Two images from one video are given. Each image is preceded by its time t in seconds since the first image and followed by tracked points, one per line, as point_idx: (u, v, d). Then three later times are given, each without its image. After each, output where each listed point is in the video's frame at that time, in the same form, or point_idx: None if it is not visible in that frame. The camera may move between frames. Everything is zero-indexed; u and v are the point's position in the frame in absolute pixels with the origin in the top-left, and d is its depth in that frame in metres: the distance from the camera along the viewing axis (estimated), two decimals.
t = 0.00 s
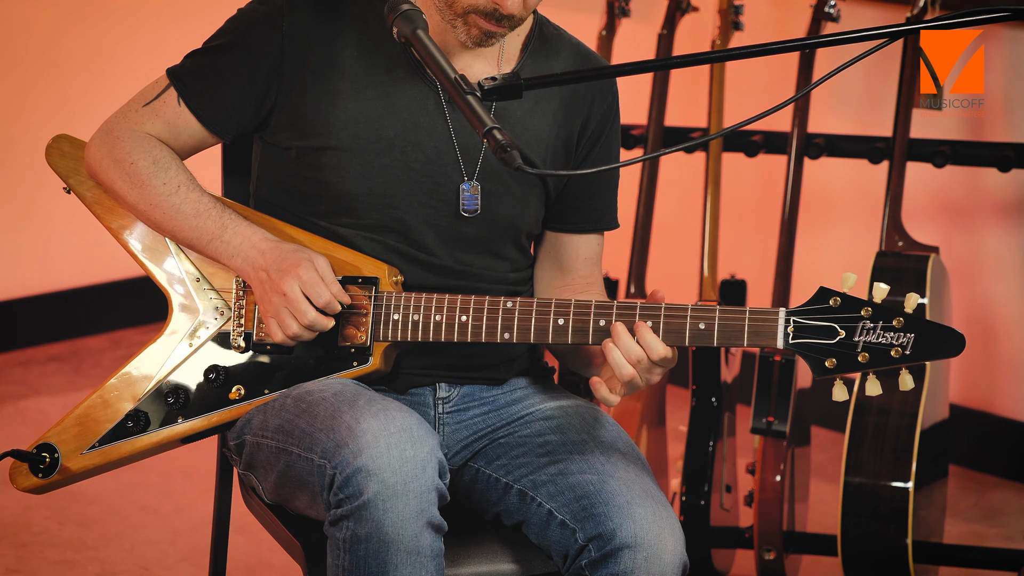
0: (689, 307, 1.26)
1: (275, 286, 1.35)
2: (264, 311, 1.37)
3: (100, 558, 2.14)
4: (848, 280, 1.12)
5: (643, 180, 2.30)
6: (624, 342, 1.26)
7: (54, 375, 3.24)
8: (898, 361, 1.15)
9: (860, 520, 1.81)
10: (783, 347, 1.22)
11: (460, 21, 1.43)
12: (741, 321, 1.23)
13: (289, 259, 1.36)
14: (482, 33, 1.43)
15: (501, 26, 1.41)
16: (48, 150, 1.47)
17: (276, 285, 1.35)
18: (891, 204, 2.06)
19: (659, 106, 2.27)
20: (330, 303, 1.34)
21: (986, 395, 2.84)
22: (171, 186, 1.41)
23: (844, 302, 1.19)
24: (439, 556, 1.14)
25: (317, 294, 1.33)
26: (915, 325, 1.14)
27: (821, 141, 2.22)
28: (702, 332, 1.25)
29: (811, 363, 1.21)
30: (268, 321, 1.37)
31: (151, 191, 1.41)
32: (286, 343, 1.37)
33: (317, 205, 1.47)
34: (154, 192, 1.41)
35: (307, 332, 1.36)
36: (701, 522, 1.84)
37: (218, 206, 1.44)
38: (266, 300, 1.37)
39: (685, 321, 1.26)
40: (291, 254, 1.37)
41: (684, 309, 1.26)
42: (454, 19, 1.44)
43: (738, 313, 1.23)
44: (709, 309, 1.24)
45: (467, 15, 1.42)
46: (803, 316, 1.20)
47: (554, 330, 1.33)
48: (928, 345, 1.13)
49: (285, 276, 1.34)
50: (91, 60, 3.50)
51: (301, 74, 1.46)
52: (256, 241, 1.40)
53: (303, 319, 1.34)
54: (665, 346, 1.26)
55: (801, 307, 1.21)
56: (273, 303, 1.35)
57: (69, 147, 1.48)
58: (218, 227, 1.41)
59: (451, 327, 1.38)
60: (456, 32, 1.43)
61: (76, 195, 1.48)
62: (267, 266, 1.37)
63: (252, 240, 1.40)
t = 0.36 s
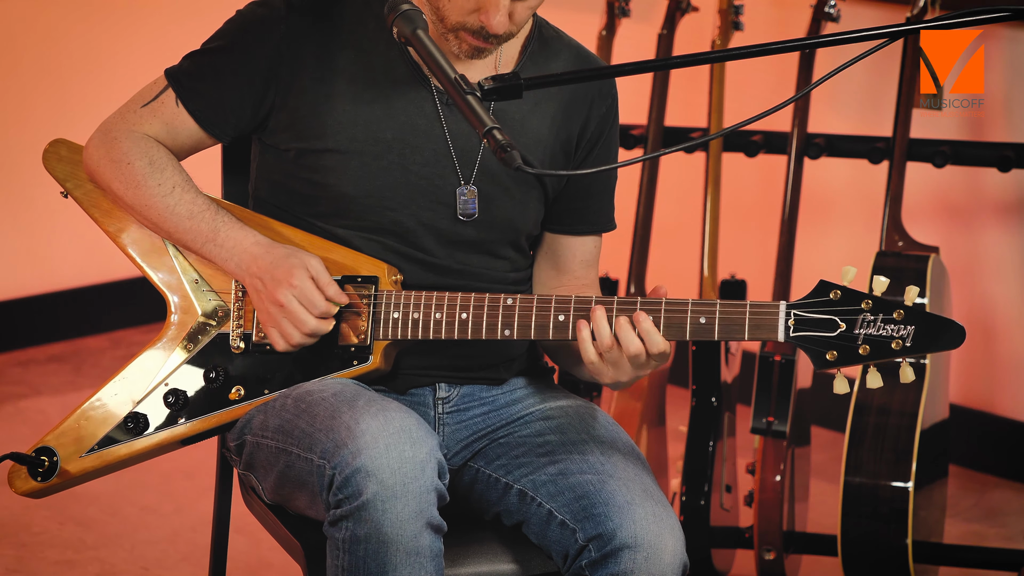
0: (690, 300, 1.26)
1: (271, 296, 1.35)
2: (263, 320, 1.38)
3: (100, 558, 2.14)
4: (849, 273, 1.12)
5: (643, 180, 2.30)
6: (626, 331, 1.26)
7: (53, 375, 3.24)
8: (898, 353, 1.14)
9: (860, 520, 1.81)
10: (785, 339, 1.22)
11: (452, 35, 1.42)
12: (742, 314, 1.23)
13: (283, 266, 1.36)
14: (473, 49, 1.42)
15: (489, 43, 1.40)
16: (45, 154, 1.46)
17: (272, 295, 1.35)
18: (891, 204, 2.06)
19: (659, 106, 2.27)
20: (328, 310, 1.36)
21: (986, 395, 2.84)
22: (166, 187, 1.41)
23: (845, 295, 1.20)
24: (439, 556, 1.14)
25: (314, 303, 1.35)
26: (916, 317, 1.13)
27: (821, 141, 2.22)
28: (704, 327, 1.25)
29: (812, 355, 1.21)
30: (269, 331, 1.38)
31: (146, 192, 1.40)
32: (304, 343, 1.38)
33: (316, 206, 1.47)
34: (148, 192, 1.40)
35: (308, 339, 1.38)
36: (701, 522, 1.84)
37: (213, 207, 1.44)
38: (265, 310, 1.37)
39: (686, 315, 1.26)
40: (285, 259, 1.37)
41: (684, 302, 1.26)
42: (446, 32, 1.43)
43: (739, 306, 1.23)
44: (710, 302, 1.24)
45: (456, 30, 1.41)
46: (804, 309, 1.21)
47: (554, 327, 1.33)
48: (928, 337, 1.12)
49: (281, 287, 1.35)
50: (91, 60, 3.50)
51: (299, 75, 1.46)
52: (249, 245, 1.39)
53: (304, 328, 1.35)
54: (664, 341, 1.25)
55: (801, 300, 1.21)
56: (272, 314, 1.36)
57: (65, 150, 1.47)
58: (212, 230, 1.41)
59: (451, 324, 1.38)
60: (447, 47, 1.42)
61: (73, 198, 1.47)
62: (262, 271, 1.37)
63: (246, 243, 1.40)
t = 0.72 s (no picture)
0: (691, 306, 1.26)
1: (273, 287, 1.35)
2: (265, 314, 1.37)
3: (100, 558, 2.14)
4: (849, 280, 1.12)
5: (642, 180, 2.30)
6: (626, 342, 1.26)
7: (53, 375, 3.24)
8: (898, 360, 1.17)
9: (860, 520, 1.81)
10: (784, 346, 1.22)
11: (465, 43, 1.42)
12: (742, 321, 1.23)
13: (286, 260, 1.36)
14: (488, 53, 1.42)
15: (504, 46, 1.39)
16: (44, 150, 1.46)
17: (274, 286, 1.35)
18: (891, 204, 2.06)
19: (659, 106, 2.27)
20: (331, 303, 1.35)
21: (986, 395, 2.84)
22: (166, 187, 1.41)
23: (844, 301, 1.20)
24: (439, 556, 1.14)
25: (317, 295, 1.34)
26: (915, 324, 1.16)
27: (821, 141, 2.22)
28: (703, 332, 1.25)
29: (811, 362, 1.22)
30: (270, 324, 1.37)
31: (146, 193, 1.41)
32: (305, 337, 1.37)
33: (315, 208, 1.47)
34: (149, 193, 1.41)
35: (309, 333, 1.36)
36: (701, 522, 1.84)
37: (214, 207, 1.44)
38: (267, 304, 1.36)
39: (686, 320, 1.25)
40: (290, 254, 1.37)
41: (684, 308, 1.26)
42: (458, 41, 1.42)
43: (739, 312, 1.22)
44: (710, 309, 1.24)
45: (470, 37, 1.40)
46: (804, 316, 1.20)
47: (554, 330, 1.33)
48: (929, 344, 1.14)
49: (284, 277, 1.34)
50: (91, 60, 3.50)
51: (298, 77, 1.46)
52: (251, 242, 1.39)
53: (306, 320, 1.34)
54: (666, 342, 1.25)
55: (802, 306, 1.20)
56: (274, 306, 1.35)
57: (64, 147, 1.47)
58: (214, 228, 1.41)
59: (451, 327, 1.38)
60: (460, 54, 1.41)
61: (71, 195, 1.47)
62: (264, 268, 1.37)
63: (249, 241, 1.40)
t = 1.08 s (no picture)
0: (693, 304, 1.25)
1: (280, 284, 1.35)
2: (271, 311, 1.37)
3: (100, 558, 2.14)
4: (851, 279, 1.13)
5: (643, 180, 2.30)
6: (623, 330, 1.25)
7: (53, 375, 3.24)
8: (900, 359, 1.15)
9: (860, 520, 1.81)
10: (786, 344, 1.22)
11: (473, 51, 1.42)
12: (745, 318, 1.23)
13: (291, 255, 1.37)
14: (495, 61, 1.43)
15: (513, 53, 1.40)
16: (43, 151, 1.46)
17: (281, 283, 1.35)
18: (891, 204, 2.06)
19: (659, 106, 2.27)
20: (338, 297, 1.36)
21: (986, 395, 2.84)
22: (169, 184, 1.41)
23: (847, 301, 1.19)
24: (439, 556, 1.14)
25: (325, 290, 1.35)
26: (917, 323, 1.15)
27: (821, 141, 2.22)
28: (706, 331, 1.25)
29: (813, 361, 1.21)
30: (275, 320, 1.37)
31: (149, 190, 1.41)
32: (311, 333, 1.37)
33: (317, 209, 1.47)
34: (151, 190, 1.41)
35: (316, 328, 1.37)
36: (701, 522, 1.84)
37: (216, 205, 1.44)
38: (272, 300, 1.37)
39: (688, 319, 1.25)
40: (292, 250, 1.37)
41: (687, 306, 1.25)
42: (466, 49, 1.43)
43: (741, 311, 1.23)
44: (711, 307, 1.24)
45: (479, 46, 1.40)
46: (806, 314, 1.20)
47: (555, 330, 1.33)
48: (930, 343, 1.13)
49: (291, 273, 1.35)
50: (91, 60, 3.50)
51: (301, 79, 1.46)
52: (254, 239, 1.40)
53: (314, 314, 1.35)
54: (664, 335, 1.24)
55: (804, 305, 1.21)
56: (281, 302, 1.36)
57: (64, 148, 1.48)
58: (216, 225, 1.41)
59: (451, 326, 1.38)
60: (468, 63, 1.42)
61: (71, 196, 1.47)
62: (267, 265, 1.37)
63: (250, 238, 1.40)
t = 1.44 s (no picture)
0: (691, 303, 1.25)
1: (272, 286, 1.35)
2: (261, 312, 1.37)
3: (100, 558, 2.14)
4: (851, 276, 1.12)
5: (643, 180, 2.30)
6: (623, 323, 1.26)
7: (54, 375, 3.25)
8: (898, 356, 1.15)
9: (860, 520, 1.81)
10: (785, 341, 1.22)
11: (471, 48, 1.42)
12: (743, 317, 1.23)
13: (287, 259, 1.37)
14: (494, 58, 1.42)
15: (511, 51, 1.40)
16: (43, 152, 1.46)
17: (273, 285, 1.35)
18: (891, 204, 2.06)
19: (659, 106, 2.27)
20: (330, 304, 1.36)
21: (986, 395, 2.84)
22: (167, 185, 1.41)
23: (845, 297, 1.19)
24: (438, 556, 1.14)
25: (317, 295, 1.35)
26: (915, 321, 1.14)
27: (821, 141, 2.22)
28: (704, 329, 1.25)
29: (812, 358, 1.21)
30: (265, 322, 1.37)
31: (148, 191, 1.41)
32: (298, 337, 1.37)
33: (316, 210, 1.47)
34: (150, 191, 1.41)
35: (303, 334, 1.36)
36: (701, 522, 1.84)
37: (215, 205, 1.44)
38: (263, 301, 1.37)
39: (687, 317, 1.25)
40: (290, 254, 1.38)
41: (685, 305, 1.25)
42: (465, 46, 1.43)
43: (740, 309, 1.22)
44: (710, 306, 1.24)
45: (478, 43, 1.40)
46: (804, 312, 1.21)
47: (554, 328, 1.32)
48: (928, 339, 1.13)
49: (283, 277, 1.35)
50: (91, 60, 3.50)
51: (299, 79, 1.46)
52: (252, 240, 1.40)
53: (302, 319, 1.35)
54: (663, 337, 1.25)
55: (803, 302, 1.21)
56: (271, 304, 1.36)
57: (64, 150, 1.48)
58: (214, 226, 1.41)
59: (451, 325, 1.38)
60: (467, 60, 1.42)
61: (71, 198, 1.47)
62: (264, 265, 1.37)
63: (249, 239, 1.40)
